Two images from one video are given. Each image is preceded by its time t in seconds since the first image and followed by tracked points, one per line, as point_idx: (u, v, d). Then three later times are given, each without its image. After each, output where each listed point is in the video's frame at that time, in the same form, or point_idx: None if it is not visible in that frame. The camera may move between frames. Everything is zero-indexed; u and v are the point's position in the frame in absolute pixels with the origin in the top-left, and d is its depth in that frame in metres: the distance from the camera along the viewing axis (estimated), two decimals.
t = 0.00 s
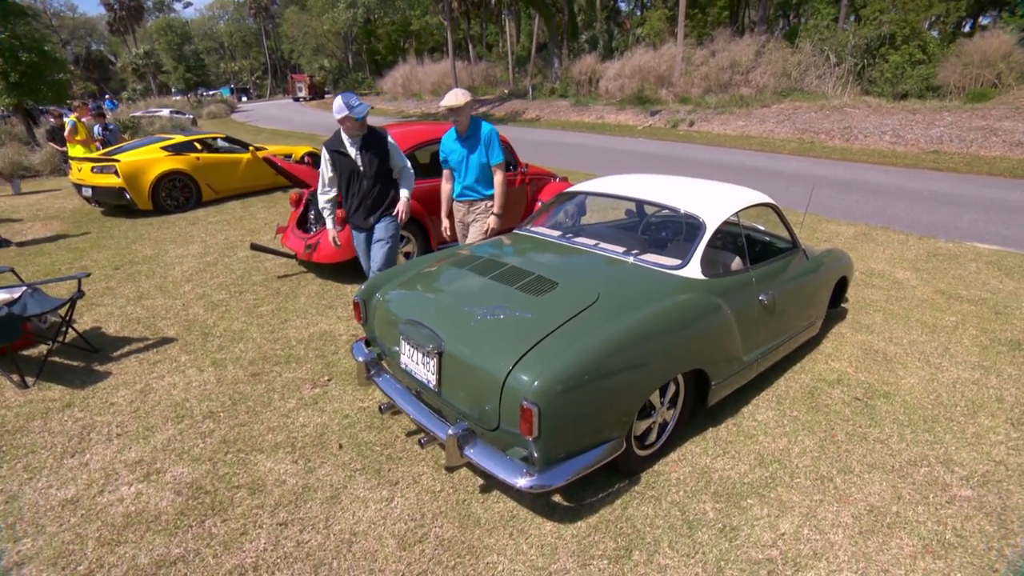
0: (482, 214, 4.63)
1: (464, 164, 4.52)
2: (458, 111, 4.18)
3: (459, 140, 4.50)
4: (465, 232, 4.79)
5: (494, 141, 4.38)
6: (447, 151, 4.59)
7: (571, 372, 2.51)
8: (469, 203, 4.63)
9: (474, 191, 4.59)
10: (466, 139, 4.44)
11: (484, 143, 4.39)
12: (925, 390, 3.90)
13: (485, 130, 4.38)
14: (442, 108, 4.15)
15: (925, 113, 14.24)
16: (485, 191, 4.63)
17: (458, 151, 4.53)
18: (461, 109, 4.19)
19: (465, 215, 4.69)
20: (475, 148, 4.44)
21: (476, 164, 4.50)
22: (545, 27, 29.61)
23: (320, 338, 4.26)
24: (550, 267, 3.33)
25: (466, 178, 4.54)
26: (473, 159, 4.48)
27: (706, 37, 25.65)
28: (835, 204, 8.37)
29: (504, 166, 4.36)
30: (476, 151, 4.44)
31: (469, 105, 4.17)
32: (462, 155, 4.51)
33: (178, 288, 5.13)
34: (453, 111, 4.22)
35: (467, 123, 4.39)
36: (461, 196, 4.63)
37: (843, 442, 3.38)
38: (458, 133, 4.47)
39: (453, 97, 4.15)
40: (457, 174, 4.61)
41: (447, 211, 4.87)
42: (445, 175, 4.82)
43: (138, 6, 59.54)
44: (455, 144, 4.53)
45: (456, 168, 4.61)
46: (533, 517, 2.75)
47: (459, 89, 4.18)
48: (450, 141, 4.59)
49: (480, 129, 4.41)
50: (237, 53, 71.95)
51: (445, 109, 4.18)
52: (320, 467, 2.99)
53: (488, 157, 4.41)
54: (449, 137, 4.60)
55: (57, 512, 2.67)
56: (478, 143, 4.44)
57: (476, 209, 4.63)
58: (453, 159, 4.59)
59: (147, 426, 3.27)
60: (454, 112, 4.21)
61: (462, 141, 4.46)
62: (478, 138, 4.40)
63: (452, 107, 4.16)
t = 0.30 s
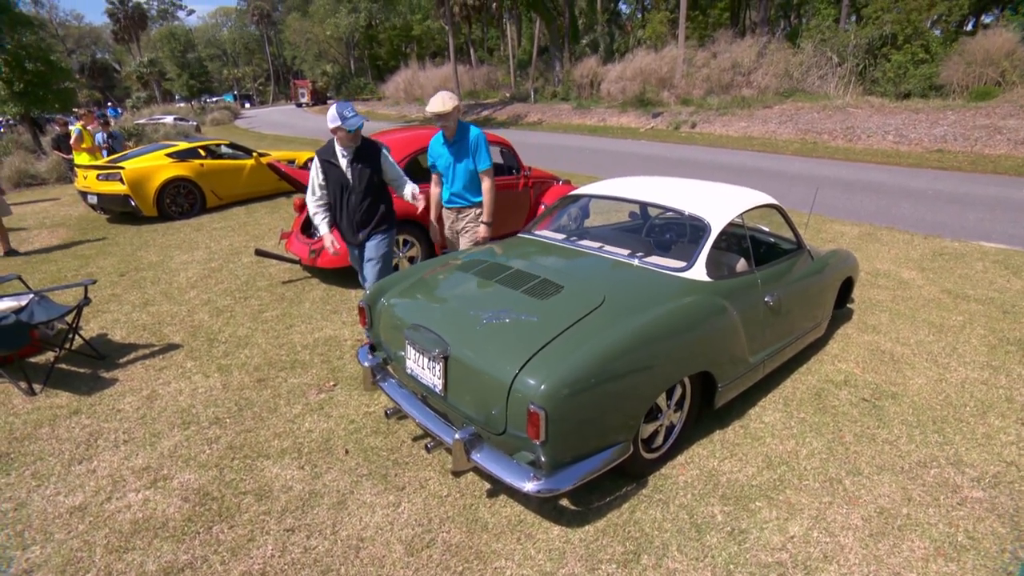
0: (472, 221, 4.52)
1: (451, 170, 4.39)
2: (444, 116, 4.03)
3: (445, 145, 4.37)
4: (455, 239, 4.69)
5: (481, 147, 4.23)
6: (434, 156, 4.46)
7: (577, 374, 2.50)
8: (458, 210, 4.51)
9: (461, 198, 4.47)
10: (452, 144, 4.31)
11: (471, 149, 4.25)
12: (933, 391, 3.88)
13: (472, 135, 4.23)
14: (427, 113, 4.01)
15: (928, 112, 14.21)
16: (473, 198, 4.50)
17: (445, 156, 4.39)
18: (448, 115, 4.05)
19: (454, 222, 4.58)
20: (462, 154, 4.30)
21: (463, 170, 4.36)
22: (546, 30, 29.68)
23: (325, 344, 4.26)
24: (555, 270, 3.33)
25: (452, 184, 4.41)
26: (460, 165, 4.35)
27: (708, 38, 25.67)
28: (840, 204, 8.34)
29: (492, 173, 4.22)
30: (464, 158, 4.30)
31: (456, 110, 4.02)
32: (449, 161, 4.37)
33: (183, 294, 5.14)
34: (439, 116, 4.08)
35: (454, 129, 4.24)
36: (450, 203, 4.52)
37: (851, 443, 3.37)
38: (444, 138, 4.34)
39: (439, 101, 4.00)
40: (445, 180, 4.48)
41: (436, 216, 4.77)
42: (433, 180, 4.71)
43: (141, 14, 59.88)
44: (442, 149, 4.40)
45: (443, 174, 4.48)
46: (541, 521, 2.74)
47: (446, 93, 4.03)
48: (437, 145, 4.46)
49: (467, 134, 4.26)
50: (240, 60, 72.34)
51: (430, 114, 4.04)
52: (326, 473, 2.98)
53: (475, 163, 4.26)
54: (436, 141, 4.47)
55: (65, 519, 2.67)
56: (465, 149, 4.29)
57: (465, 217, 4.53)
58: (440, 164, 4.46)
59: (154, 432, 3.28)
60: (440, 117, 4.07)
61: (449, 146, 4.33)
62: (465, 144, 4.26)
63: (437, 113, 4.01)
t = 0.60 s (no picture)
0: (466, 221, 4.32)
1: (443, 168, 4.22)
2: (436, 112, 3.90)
3: (438, 142, 4.22)
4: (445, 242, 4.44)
5: (474, 143, 4.09)
6: (425, 155, 4.30)
7: (581, 375, 2.50)
8: (452, 210, 4.32)
9: (455, 198, 4.28)
10: (445, 141, 4.16)
11: (465, 145, 4.11)
12: (937, 391, 3.87)
13: (465, 131, 4.10)
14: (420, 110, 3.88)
15: (929, 112, 14.21)
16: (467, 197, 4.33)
17: (437, 154, 4.23)
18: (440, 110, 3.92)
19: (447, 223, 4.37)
20: (455, 152, 4.15)
21: (456, 168, 4.19)
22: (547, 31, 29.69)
23: (327, 345, 4.26)
24: (557, 271, 3.32)
25: (445, 182, 4.22)
26: (453, 163, 4.18)
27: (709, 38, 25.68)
28: (842, 205, 8.34)
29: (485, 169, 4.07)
30: (456, 155, 4.15)
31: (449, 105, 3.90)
32: (441, 159, 4.21)
33: (185, 295, 5.14)
34: (431, 112, 3.95)
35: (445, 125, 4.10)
36: (442, 203, 4.32)
37: (855, 443, 3.36)
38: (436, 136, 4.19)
39: (431, 96, 3.88)
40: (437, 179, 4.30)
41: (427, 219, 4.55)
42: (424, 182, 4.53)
43: (143, 15, 59.93)
44: (434, 147, 4.24)
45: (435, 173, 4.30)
46: (544, 522, 2.74)
47: (437, 88, 3.92)
48: (428, 143, 4.31)
49: (460, 130, 4.12)
50: (241, 62, 72.40)
51: (423, 110, 3.91)
52: (329, 474, 2.98)
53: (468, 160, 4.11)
54: (427, 140, 4.32)
55: (68, 520, 2.67)
56: (457, 146, 4.15)
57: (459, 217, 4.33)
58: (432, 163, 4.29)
59: (156, 433, 3.28)
60: (432, 113, 3.95)
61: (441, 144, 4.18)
62: (458, 140, 4.12)
63: (429, 108, 3.89)
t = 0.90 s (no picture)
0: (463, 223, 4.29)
1: (438, 170, 4.17)
2: (433, 114, 3.88)
3: (430, 144, 4.17)
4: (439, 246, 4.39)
5: (470, 144, 4.08)
6: (418, 158, 4.23)
7: (585, 375, 2.50)
8: (449, 213, 4.28)
9: (450, 200, 4.25)
10: (439, 143, 4.12)
11: (461, 146, 4.10)
12: (941, 392, 3.87)
13: (460, 132, 4.09)
14: (415, 112, 3.85)
15: (933, 112, 14.19)
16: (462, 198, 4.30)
17: (431, 157, 4.18)
18: (436, 113, 3.89)
19: (442, 226, 4.32)
20: (450, 153, 4.13)
21: (452, 170, 4.16)
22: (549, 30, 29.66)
23: (329, 345, 4.27)
24: (561, 270, 3.32)
25: (441, 184, 4.18)
26: (448, 164, 4.15)
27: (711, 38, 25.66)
28: (844, 205, 8.33)
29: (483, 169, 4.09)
30: (452, 157, 4.13)
31: (444, 107, 3.89)
32: (435, 161, 4.16)
33: (188, 294, 5.15)
34: (426, 115, 3.91)
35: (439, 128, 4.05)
36: (439, 206, 4.27)
37: (858, 444, 3.36)
38: (429, 138, 4.14)
39: (427, 97, 3.85)
40: (431, 181, 4.24)
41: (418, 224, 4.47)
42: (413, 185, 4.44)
43: (146, 15, 59.99)
44: (426, 149, 4.19)
45: (428, 176, 4.24)
46: (547, 521, 2.74)
47: (431, 90, 3.90)
48: (419, 146, 4.23)
49: (453, 132, 4.10)
50: (243, 62, 72.47)
51: (418, 113, 3.87)
52: (332, 473, 2.98)
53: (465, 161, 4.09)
54: (417, 143, 4.25)
55: (73, 518, 2.68)
56: (452, 148, 4.12)
57: (456, 219, 4.30)
58: (425, 165, 4.23)
59: (160, 432, 3.29)
60: (427, 116, 3.91)
61: (434, 146, 4.14)
62: (453, 142, 4.10)
63: (426, 111, 3.85)
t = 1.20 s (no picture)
0: (453, 229, 4.18)
1: (427, 174, 4.04)
2: (426, 115, 3.77)
3: (418, 147, 4.02)
4: (428, 252, 4.25)
5: (462, 146, 4.06)
6: (404, 160, 4.07)
7: (590, 374, 2.51)
8: (438, 217, 4.14)
9: (440, 205, 4.11)
10: (428, 145, 3.99)
11: (452, 148, 4.03)
12: (945, 397, 3.87)
13: (451, 134, 4.02)
14: (407, 113, 3.71)
15: (940, 116, 14.16)
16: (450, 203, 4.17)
17: (420, 159, 4.04)
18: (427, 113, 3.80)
19: (430, 232, 4.17)
20: (440, 156, 4.02)
21: (443, 172, 4.05)
22: (556, 30, 29.66)
23: (335, 342, 4.30)
24: (567, 270, 3.33)
25: (431, 188, 4.05)
26: (438, 167, 4.03)
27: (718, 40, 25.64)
28: (850, 209, 8.31)
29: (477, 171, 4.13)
30: (443, 159, 4.02)
31: (435, 108, 3.80)
32: (424, 164, 4.03)
33: (194, 290, 5.17)
34: (418, 116, 3.78)
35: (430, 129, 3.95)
36: (428, 210, 4.12)
37: (862, 447, 3.36)
38: (417, 140, 3.99)
39: (418, 98, 3.73)
40: (419, 185, 4.10)
41: (402, 230, 4.30)
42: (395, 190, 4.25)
43: (153, 12, 60.16)
44: (414, 152, 4.03)
45: (416, 179, 4.09)
46: (551, 520, 2.74)
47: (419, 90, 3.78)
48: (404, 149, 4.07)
49: (442, 134, 4.02)
50: (249, 59, 72.60)
51: (410, 114, 3.75)
52: (337, 469, 3.00)
53: (458, 163, 4.06)
54: (401, 145, 4.08)
55: (80, 510, 2.72)
56: (443, 150, 4.02)
57: (445, 224, 4.16)
58: (413, 168, 4.06)
59: (166, 426, 3.31)
60: (418, 117, 3.78)
61: (422, 149, 4.00)
62: (443, 144, 4.01)
63: (418, 112, 3.73)
